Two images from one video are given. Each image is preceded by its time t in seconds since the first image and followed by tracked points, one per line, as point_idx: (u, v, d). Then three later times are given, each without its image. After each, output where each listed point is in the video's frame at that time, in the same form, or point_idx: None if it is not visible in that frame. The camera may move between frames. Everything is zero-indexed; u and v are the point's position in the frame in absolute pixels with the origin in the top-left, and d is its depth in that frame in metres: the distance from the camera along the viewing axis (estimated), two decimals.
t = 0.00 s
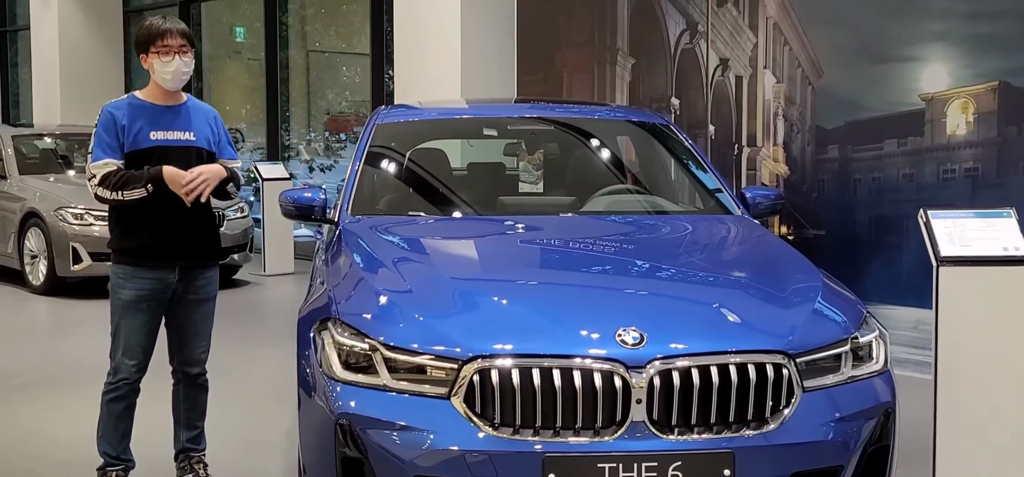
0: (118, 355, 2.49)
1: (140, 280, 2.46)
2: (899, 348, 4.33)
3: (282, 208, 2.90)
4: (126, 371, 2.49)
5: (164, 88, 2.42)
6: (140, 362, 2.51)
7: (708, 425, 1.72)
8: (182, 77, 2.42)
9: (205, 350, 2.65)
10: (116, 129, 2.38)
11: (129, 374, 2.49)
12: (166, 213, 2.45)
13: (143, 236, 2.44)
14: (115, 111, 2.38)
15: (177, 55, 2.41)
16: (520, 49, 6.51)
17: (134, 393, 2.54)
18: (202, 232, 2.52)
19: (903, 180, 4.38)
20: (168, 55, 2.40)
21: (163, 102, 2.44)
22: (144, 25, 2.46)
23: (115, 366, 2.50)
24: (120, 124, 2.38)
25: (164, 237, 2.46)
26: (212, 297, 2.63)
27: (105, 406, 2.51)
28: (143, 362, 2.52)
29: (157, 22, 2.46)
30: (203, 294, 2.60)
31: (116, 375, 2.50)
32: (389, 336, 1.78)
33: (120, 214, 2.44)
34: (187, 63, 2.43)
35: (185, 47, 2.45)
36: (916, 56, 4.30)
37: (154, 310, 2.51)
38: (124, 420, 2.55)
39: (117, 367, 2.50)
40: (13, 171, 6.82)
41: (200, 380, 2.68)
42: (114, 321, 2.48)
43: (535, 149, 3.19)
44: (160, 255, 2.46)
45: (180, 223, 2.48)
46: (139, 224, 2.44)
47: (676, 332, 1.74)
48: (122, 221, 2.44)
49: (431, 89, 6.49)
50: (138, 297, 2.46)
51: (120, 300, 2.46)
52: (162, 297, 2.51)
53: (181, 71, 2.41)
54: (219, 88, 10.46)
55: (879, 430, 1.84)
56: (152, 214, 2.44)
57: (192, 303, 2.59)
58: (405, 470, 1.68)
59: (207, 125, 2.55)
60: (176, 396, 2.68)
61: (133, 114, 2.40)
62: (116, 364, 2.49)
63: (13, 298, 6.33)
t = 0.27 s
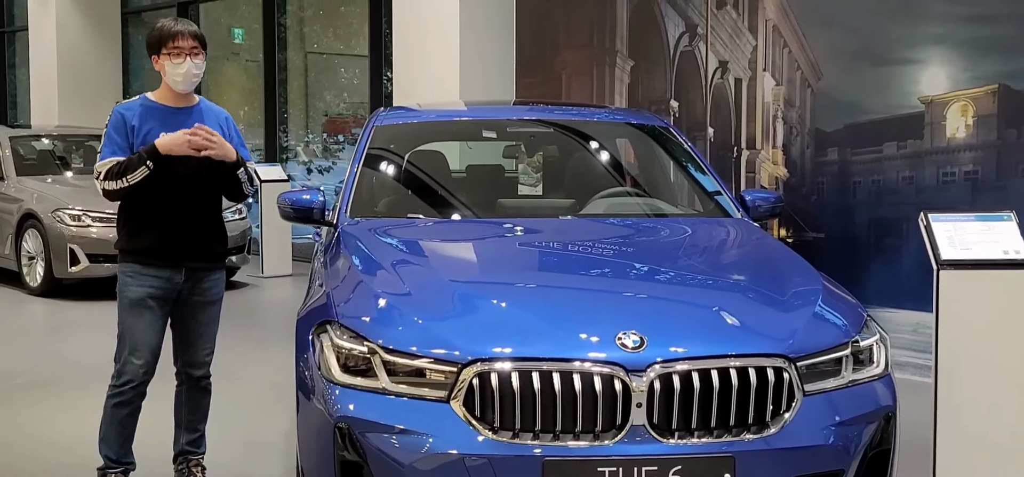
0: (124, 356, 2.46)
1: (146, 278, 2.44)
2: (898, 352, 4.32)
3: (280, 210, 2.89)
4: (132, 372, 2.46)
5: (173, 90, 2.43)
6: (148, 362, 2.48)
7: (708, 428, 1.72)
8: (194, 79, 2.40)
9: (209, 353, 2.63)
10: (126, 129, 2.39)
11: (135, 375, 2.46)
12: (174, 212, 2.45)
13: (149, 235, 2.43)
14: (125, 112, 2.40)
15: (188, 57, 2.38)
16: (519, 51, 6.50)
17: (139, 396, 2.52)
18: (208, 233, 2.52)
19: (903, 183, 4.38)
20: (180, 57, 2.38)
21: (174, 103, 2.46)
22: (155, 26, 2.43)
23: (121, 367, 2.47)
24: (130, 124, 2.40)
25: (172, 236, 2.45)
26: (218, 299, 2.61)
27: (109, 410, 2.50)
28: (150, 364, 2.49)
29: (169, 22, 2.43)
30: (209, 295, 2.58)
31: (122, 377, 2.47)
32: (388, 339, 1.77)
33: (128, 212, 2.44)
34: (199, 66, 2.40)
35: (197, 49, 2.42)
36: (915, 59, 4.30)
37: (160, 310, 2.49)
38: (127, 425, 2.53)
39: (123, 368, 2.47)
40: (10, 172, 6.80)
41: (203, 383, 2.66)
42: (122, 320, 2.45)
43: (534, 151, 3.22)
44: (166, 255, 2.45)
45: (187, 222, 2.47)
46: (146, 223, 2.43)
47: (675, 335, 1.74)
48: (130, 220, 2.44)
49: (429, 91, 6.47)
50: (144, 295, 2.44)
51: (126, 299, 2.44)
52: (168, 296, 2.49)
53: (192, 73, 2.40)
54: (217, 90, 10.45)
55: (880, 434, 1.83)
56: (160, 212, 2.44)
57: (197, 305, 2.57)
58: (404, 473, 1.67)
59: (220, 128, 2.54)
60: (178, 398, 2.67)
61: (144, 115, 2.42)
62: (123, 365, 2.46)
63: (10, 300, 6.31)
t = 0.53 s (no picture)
0: (123, 355, 2.43)
1: (142, 278, 2.43)
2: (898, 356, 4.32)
3: (278, 212, 2.88)
4: (132, 371, 2.43)
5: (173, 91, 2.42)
6: (147, 360, 2.45)
7: (707, 433, 1.71)
8: (192, 80, 2.40)
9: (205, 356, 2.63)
10: (122, 128, 2.40)
11: (136, 373, 2.43)
12: (172, 214, 2.44)
13: (147, 235, 2.43)
14: (122, 111, 2.40)
15: (187, 58, 2.38)
16: (518, 54, 6.50)
17: (141, 396, 2.49)
18: (207, 236, 2.51)
19: (901, 187, 4.37)
20: (178, 57, 2.37)
21: (172, 103, 2.45)
22: (155, 26, 2.42)
23: (120, 367, 2.44)
24: (126, 123, 2.40)
25: (170, 237, 2.44)
26: (213, 302, 2.60)
27: (110, 413, 2.47)
28: (150, 362, 2.46)
29: (168, 22, 2.42)
30: (204, 298, 2.57)
31: (122, 377, 2.44)
32: (386, 342, 1.76)
33: (126, 210, 2.43)
34: (198, 66, 2.40)
35: (196, 49, 2.41)
36: (915, 63, 4.29)
37: (157, 309, 2.48)
38: (133, 427, 2.51)
39: (122, 368, 2.44)
40: (7, 173, 6.79)
41: (200, 386, 2.65)
42: (119, 319, 2.43)
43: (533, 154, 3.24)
44: (163, 256, 2.44)
45: (186, 223, 2.46)
46: (144, 223, 2.43)
47: (674, 339, 1.73)
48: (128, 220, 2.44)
49: (428, 93, 6.47)
50: (141, 294, 2.43)
51: (123, 298, 2.42)
52: (164, 297, 2.49)
53: (190, 74, 2.39)
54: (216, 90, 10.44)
55: (879, 439, 1.83)
56: (158, 213, 2.43)
57: (192, 307, 2.56)
58: None
59: (218, 129, 2.53)
60: (173, 401, 2.65)
61: (141, 115, 2.42)
62: (121, 364, 2.43)
63: (7, 301, 6.30)
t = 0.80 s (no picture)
0: (120, 361, 2.42)
1: (135, 282, 2.43)
2: (896, 359, 4.32)
3: (278, 212, 2.88)
4: (129, 377, 2.43)
5: (161, 92, 2.42)
6: (145, 366, 2.45)
7: (706, 436, 1.71)
8: (180, 79, 2.39)
9: (201, 359, 2.63)
10: (110, 132, 2.39)
11: (133, 380, 2.43)
12: (165, 218, 2.44)
13: (140, 239, 2.42)
14: (110, 114, 2.40)
15: (174, 57, 2.38)
16: (518, 55, 6.50)
17: (139, 402, 2.47)
18: (200, 239, 2.50)
19: (901, 190, 4.37)
20: (166, 57, 2.37)
21: (160, 105, 2.44)
22: (141, 26, 2.42)
23: (117, 374, 2.43)
24: (114, 127, 2.39)
25: (165, 240, 2.43)
26: (207, 305, 2.60)
27: (109, 420, 2.45)
28: (147, 367, 2.46)
29: (153, 21, 2.42)
30: (198, 301, 2.57)
31: (119, 384, 2.43)
32: (385, 343, 1.76)
33: (118, 217, 2.43)
34: (186, 65, 2.40)
35: (184, 48, 2.41)
36: (914, 66, 4.30)
37: (151, 314, 2.47)
38: (132, 433, 2.49)
39: (119, 374, 2.43)
40: (7, 172, 6.79)
41: (195, 389, 2.65)
42: (113, 326, 2.42)
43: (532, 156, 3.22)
44: (155, 259, 2.43)
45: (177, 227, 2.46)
46: (135, 228, 2.43)
47: (673, 342, 1.73)
48: (121, 227, 2.43)
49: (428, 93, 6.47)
50: (135, 299, 2.42)
51: (116, 304, 2.41)
52: (158, 302, 2.48)
53: (178, 74, 2.39)
54: (216, 91, 10.44)
55: (878, 442, 1.82)
56: (151, 217, 2.43)
57: (187, 311, 2.56)
58: None
59: (208, 129, 2.52)
60: (169, 404, 2.65)
61: (129, 118, 2.41)
62: (118, 371, 2.43)
63: (5, 300, 6.29)
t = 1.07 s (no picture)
0: (106, 372, 2.39)
1: (116, 290, 2.39)
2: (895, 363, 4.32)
3: (278, 215, 2.87)
4: (117, 387, 2.40)
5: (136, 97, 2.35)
6: (131, 376, 2.42)
7: (704, 440, 1.70)
8: (159, 86, 2.34)
9: (193, 367, 2.60)
10: (83, 139, 2.32)
11: (121, 390, 2.40)
12: (143, 225, 2.40)
13: (118, 249, 2.38)
14: (83, 119, 2.32)
15: (154, 64, 2.33)
16: (518, 57, 6.50)
17: (130, 412, 2.46)
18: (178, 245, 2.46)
19: (900, 194, 4.38)
20: (145, 64, 2.32)
21: (135, 110, 2.38)
22: (117, 29, 2.35)
23: (104, 385, 2.40)
24: (87, 133, 2.32)
25: (145, 249, 2.40)
26: (194, 313, 2.56)
27: (101, 433, 2.44)
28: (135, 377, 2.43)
29: (130, 26, 2.36)
30: (183, 309, 2.53)
31: (108, 395, 2.41)
32: (383, 346, 1.76)
33: (94, 228, 2.38)
34: (165, 72, 2.35)
35: (163, 54, 2.36)
36: (913, 70, 4.30)
37: (135, 322, 2.44)
38: (125, 443, 2.49)
39: (107, 385, 2.40)
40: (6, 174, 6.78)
41: (191, 397, 2.65)
42: (96, 336, 2.39)
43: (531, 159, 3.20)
44: (136, 266, 2.39)
45: (156, 233, 2.42)
46: (112, 236, 2.38)
47: (671, 345, 1.73)
48: (98, 238, 2.38)
49: (427, 95, 6.47)
50: (117, 307, 2.39)
51: (99, 313, 2.38)
52: (141, 310, 2.45)
53: (158, 80, 2.34)
54: (215, 92, 10.44)
55: (877, 446, 1.82)
56: (128, 227, 2.39)
57: (173, 320, 2.52)
58: None
59: (184, 132, 2.45)
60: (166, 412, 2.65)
61: (102, 124, 2.34)
62: (105, 382, 2.40)
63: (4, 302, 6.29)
